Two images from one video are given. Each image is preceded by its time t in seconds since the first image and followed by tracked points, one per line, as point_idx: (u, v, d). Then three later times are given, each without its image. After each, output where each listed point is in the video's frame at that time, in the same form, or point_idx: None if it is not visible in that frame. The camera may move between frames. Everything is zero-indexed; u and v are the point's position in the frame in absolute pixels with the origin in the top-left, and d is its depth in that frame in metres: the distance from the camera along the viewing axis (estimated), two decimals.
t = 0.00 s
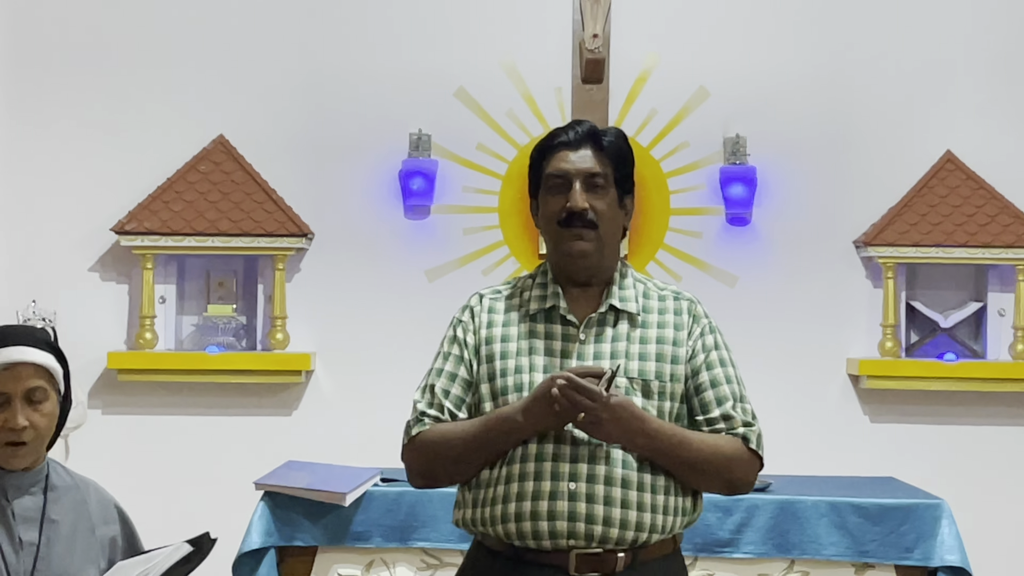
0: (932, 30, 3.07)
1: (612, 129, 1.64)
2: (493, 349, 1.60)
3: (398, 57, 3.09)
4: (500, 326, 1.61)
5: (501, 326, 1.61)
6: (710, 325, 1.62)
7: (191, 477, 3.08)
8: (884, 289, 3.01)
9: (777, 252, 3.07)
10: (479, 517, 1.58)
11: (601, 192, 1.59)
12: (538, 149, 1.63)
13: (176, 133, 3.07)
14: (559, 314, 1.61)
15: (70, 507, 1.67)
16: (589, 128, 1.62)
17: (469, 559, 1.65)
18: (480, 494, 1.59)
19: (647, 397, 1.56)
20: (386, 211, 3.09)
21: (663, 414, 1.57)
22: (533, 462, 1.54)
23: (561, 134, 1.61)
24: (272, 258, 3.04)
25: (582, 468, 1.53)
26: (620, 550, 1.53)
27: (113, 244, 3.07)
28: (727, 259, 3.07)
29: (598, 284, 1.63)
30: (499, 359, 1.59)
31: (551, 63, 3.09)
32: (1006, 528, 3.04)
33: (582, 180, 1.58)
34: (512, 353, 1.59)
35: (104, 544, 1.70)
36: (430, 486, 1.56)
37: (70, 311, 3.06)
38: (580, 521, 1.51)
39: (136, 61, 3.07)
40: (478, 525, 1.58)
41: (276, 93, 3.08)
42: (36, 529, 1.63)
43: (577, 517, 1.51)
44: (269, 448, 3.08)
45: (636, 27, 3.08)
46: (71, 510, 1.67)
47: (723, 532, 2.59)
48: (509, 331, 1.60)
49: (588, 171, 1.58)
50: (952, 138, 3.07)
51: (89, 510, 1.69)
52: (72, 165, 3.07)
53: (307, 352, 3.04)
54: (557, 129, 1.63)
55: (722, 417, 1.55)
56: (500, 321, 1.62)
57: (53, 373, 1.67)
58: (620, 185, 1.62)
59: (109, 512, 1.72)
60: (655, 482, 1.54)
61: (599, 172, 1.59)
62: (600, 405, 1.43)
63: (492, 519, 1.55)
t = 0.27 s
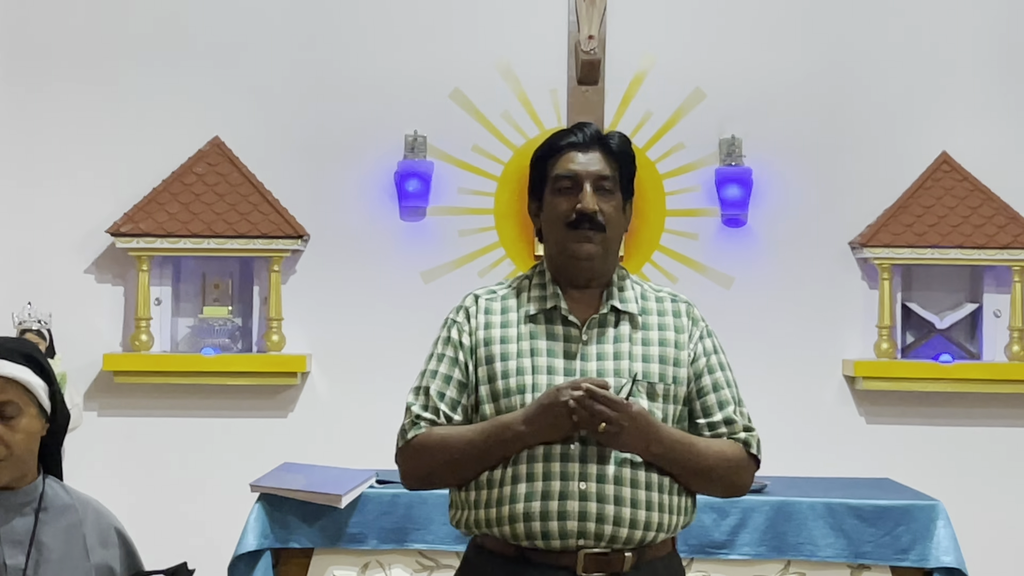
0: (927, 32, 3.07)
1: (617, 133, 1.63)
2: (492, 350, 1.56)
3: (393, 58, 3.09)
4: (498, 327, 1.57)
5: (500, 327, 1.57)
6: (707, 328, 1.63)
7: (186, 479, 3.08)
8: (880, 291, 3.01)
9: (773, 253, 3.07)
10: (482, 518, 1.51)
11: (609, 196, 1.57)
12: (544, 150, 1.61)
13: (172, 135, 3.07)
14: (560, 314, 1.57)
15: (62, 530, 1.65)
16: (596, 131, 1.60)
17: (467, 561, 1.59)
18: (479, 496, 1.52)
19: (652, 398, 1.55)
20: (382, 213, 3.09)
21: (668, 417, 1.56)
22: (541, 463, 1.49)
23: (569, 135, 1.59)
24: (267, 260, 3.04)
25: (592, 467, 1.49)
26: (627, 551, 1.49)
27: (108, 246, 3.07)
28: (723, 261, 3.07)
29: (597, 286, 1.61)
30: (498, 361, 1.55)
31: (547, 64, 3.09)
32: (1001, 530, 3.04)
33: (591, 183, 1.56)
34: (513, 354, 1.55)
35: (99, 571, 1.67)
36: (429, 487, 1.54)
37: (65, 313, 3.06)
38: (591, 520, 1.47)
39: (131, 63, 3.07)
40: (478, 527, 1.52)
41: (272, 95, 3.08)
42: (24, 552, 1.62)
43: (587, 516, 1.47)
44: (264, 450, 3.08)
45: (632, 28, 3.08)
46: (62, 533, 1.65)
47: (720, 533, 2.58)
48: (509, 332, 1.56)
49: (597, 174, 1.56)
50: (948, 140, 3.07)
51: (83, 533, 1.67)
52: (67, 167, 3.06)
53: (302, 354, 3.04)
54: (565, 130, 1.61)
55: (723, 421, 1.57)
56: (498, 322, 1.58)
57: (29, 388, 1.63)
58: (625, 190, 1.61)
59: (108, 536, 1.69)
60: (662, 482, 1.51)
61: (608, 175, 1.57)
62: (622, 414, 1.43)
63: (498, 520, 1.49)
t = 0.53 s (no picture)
0: (922, 31, 3.08)
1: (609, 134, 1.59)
2: (483, 350, 1.54)
3: (388, 58, 3.09)
4: (489, 326, 1.55)
5: (490, 326, 1.55)
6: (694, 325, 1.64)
7: (181, 479, 3.08)
8: (875, 291, 3.01)
9: (768, 253, 3.07)
10: (478, 518, 1.49)
11: (604, 201, 1.54)
12: (538, 148, 1.56)
13: (166, 134, 3.07)
14: (551, 313, 1.57)
15: (39, 527, 1.61)
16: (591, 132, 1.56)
17: (457, 560, 1.56)
18: (473, 495, 1.50)
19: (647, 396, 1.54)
20: (376, 213, 3.09)
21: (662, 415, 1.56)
22: (541, 461, 1.48)
23: (566, 136, 1.55)
24: (262, 260, 3.04)
25: (592, 465, 1.48)
26: (625, 549, 1.50)
27: (102, 245, 3.06)
28: (718, 260, 3.07)
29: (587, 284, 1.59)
30: (490, 360, 1.53)
31: (542, 64, 3.09)
32: (996, 529, 3.04)
33: (588, 188, 1.53)
34: (505, 353, 1.54)
35: (72, 572, 1.60)
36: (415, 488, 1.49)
37: (59, 313, 3.06)
38: (592, 518, 1.47)
39: (125, 62, 3.07)
40: (473, 528, 1.50)
41: (267, 95, 3.08)
42: None
43: (589, 514, 1.46)
44: (259, 451, 3.08)
45: (627, 28, 3.08)
46: (37, 531, 1.61)
47: (715, 533, 2.58)
48: (500, 332, 1.55)
49: (594, 179, 1.53)
50: (942, 139, 3.07)
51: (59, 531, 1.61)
52: (61, 167, 3.06)
53: (297, 354, 3.04)
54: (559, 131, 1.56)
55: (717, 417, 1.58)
56: (488, 321, 1.56)
57: None
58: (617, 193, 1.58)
59: (87, 537, 1.61)
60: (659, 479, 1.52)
61: (603, 180, 1.54)
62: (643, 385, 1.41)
63: (496, 520, 1.47)
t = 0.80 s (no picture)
0: (915, 30, 3.08)
1: (592, 153, 1.50)
2: (463, 350, 1.55)
3: (381, 57, 3.09)
4: (468, 326, 1.56)
5: (469, 327, 1.56)
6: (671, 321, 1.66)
7: (175, 478, 3.07)
8: (868, 289, 3.01)
9: (761, 251, 3.07)
10: (466, 516, 1.48)
11: (579, 234, 1.50)
12: (515, 172, 1.50)
13: (160, 133, 3.07)
14: (530, 315, 1.56)
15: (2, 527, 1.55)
16: (571, 161, 1.48)
17: (439, 560, 1.55)
18: (459, 492, 1.49)
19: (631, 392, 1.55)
20: (370, 212, 3.09)
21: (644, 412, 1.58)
22: (530, 458, 1.47)
23: (543, 166, 1.48)
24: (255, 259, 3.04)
25: (581, 461, 1.49)
26: (613, 545, 1.51)
27: (96, 244, 3.06)
28: (711, 259, 3.07)
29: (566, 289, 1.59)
30: (470, 360, 1.54)
31: (535, 63, 3.09)
32: (989, 528, 3.04)
33: (562, 226, 1.48)
34: (485, 354, 1.54)
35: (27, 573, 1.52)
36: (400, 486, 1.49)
37: (53, 312, 3.06)
38: (582, 515, 1.47)
39: (119, 61, 3.07)
40: (460, 525, 1.49)
41: (261, 94, 3.08)
42: None
43: (579, 511, 1.47)
44: (253, 450, 3.08)
45: (620, 27, 3.08)
46: None
47: (708, 531, 2.58)
48: (479, 333, 1.55)
49: (569, 218, 1.48)
50: (936, 138, 3.07)
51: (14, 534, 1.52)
52: (55, 166, 3.06)
53: (291, 352, 3.04)
54: (540, 157, 1.48)
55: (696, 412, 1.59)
56: (467, 322, 1.56)
57: None
58: (596, 215, 1.53)
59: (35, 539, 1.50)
60: (644, 475, 1.53)
61: (580, 217, 1.49)
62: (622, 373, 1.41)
63: (486, 517, 1.47)
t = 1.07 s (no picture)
0: (905, 29, 3.08)
1: (563, 144, 1.49)
2: (437, 346, 1.55)
3: (372, 55, 3.09)
4: (442, 323, 1.56)
5: (443, 323, 1.56)
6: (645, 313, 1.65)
7: (164, 476, 3.07)
8: (858, 288, 3.01)
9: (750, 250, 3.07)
10: (442, 514, 1.48)
11: (552, 225, 1.50)
12: (485, 165, 1.49)
13: (149, 131, 3.07)
14: (504, 310, 1.56)
15: None
16: (542, 154, 1.47)
17: (414, 558, 1.55)
18: (436, 491, 1.49)
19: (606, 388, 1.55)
20: (360, 210, 3.08)
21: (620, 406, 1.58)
22: (505, 457, 1.47)
23: (514, 160, 1.47)
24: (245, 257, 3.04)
25: (556, 459, 1.49)
26: (589, 542, 1.51)
27: (85, 242, 3.06)
28: (701, 257, 3.07)
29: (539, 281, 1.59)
30: (443, 357, 1.54)
31: (525, 61, 3.09)
32: (979, 526, 3.04)
33: (534, 219, 1.48)
34: (459, 350, 1.54)
35: None
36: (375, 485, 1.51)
37: (43, 310, 3.05)
38: (558, 513, 1.47)
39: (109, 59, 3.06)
40: (437, 523, 1.49)
41: (251, 91, 3.07)
42: None
43: (555, 509, 1.47)
44: (243, 448, 3.07)
45: (610, 25, 3.08)
46: None
47: (697, 530, 2.59)
48: (453, 329, 1.55)
49: (540, 211, 1.47)
50: (925, 137, 3.08)
51: None
52: (44, 164, 3.06)
53: (281, 350, 3.03)
54: (509, 150, 1.47)
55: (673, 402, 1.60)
56: (441, 318, 1.56)
57: None
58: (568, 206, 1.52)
59: None
60: (619, 471, 1.53)
61: (552, 209, 1.48)
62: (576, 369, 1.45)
63: (462, 516, 1.47)
